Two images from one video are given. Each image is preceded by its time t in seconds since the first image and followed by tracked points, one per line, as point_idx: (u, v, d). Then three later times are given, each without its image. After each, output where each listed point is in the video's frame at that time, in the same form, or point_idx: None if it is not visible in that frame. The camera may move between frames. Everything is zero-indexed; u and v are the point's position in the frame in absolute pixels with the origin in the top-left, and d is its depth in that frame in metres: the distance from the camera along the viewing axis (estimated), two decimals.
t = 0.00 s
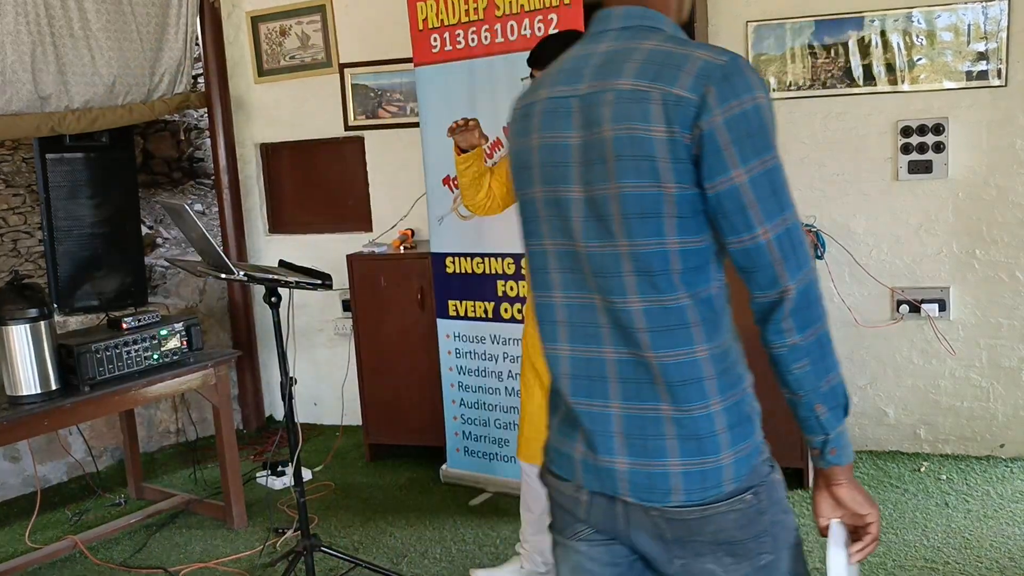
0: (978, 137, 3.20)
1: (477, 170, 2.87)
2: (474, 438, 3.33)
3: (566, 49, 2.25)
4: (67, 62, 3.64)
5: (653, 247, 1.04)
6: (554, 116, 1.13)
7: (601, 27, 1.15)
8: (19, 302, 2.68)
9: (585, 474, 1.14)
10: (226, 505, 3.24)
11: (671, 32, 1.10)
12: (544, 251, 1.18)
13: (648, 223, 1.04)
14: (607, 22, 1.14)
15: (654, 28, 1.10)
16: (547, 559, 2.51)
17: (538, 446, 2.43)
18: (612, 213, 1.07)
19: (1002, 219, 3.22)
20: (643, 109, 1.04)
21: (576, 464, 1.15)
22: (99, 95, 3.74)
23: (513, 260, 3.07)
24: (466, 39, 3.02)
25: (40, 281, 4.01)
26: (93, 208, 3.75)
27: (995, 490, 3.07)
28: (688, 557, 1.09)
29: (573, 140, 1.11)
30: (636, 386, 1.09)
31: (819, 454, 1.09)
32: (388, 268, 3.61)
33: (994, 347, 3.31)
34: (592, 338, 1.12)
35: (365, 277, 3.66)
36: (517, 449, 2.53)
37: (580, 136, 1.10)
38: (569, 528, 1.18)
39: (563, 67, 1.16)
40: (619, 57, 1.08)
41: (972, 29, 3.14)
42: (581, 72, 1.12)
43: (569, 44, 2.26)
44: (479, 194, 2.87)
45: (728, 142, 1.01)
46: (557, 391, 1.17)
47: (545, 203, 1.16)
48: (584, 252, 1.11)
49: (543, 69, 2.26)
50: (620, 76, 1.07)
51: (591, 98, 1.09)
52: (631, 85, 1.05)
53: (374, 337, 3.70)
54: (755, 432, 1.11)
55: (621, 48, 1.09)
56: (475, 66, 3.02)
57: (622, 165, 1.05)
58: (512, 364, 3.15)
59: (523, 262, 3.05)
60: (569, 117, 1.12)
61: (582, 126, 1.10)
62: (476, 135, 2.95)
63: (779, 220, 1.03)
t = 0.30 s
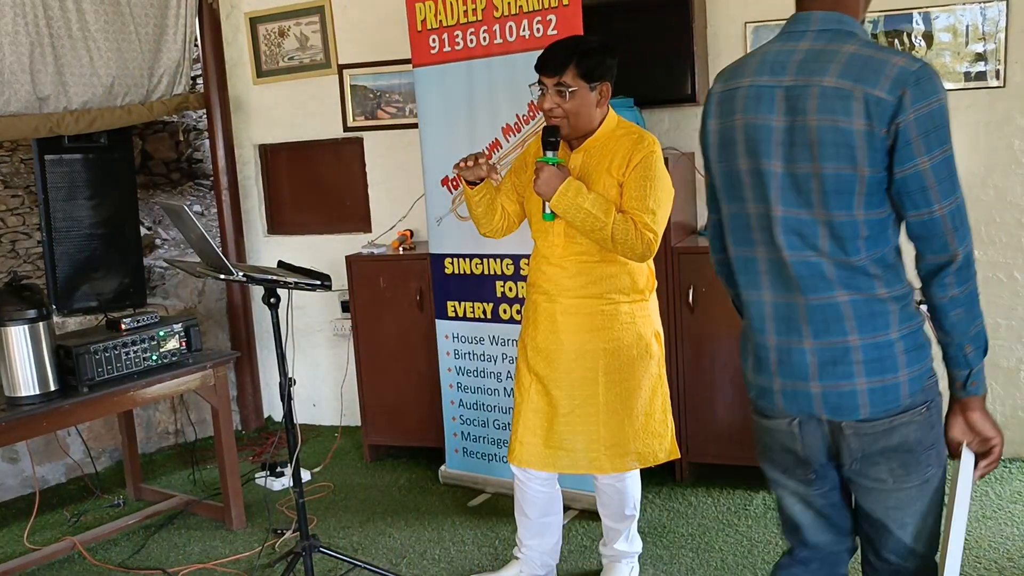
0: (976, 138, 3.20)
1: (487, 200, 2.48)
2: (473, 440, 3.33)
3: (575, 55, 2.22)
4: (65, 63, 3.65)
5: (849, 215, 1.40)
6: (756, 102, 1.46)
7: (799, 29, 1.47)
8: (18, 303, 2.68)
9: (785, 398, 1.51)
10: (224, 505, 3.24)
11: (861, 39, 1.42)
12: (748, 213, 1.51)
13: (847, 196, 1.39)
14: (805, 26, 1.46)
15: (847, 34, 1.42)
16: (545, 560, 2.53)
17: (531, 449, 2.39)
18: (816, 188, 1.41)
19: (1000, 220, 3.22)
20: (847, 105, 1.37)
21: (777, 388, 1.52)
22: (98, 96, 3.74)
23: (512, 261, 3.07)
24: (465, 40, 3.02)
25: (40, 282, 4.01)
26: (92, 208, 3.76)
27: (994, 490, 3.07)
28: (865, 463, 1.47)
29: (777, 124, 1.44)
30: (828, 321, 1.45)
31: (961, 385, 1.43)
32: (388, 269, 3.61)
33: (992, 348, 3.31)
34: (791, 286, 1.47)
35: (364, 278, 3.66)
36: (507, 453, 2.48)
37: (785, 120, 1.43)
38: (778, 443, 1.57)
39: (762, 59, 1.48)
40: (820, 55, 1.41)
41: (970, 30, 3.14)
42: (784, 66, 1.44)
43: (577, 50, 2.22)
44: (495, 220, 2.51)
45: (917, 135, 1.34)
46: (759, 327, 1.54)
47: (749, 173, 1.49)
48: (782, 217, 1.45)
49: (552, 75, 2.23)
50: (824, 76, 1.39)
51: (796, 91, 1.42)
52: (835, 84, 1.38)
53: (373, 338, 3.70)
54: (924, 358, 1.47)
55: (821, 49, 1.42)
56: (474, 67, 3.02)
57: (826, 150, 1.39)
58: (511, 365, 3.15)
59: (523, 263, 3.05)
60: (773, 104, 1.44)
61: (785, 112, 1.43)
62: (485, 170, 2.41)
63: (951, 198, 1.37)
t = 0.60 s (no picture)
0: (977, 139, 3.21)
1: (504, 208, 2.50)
2: (474, 439, 3.33)
3: (573, 56, 2.22)
4: (66, 63, 3.65)
5: (963, 198, 1.58)
6: (876, 108, 1.64)
7: (906, 44, 1.64)
8: (18, 302, 2.68)
9: (886, 367, 1.68)
10: (224, 505, 3.24)
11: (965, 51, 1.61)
12: (863, 205, 1.68)
13: (963, 180, 1.57)
14: (913, 40, 1.63)
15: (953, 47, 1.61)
16: (545, 561, 2.52)
17: (530, 450, 2.40)
18: (934, 175, 1.59)
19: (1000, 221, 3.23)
20: (967, 102, 1.56)
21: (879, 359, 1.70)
22: (98, 96, 3.74)
23: (512, 261, 3.07)
24: (465, 40, 3.02)
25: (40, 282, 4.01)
26: (93, 208, 3.77)
27: (995, 490, 3.07)
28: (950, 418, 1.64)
29: (898, 125, 1.62)
30: (928, 296, 1.62)
31: None
32: (389, 268, 3.61)
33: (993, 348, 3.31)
34: (901, 267, 1.65)
35: (365, 278, 3.66)
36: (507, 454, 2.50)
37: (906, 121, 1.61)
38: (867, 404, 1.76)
39: (878, 70, 1.65)
40: (935, 64, 1.59)
41: (970, 31, 3.15)
42: (902, 77, 1.62)
43: (578, 51, 2.23)
44: (513, 228, 2.52)
45: None
46: (865, 304, 1.71)
47: (869, 168, 1.66)
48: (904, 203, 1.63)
49: (551, 75, 2.25)
50: (942, 80, 1.58)
51: (915, 97, 1.60)
52: (954, 85, 1.57)
53: (373, 338, 3.70)
54: (1007, 329, 1.64)
55: (934, 60, 1.60)
56: (474, 67, 3.03)
57: (945, 143, 1.57)
58: (511, 365, 3.15)
59: (523, 263, 3.06)
60: (893, 108, 1.63)
61: (905, 114, 1.62)
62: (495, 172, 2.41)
63: None
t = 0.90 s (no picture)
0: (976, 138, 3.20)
1: (508, 199, 2.50)
2: (473, 439, 3.33)
3: (568, 52, 2.22)
4: (65, 63, 3.64)
5: (1012, 165, 1.86)
6: (934, 91, 1.95)
7: (958, 34, 1.94)
8: (17, 303, 2.68)
9: (947, 311, 1.99)
10: (223, 505, 3.24)
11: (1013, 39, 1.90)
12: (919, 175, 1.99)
13: (1011, 149, 1.86)
14: (965, 30, 1.93)
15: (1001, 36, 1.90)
16: (545, 560, 2.52)
17: (532, 447, 2.43)
18: (984, 147, 1.89)
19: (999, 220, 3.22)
20: (1012, 82, 1.84)
21: (941, 305, 2.00)
22: (97, 96, 3.73)
23: (510, 261, 3.07)
24: (463, 40, 3.02)
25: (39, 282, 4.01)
26: (91, 208, 3.77)
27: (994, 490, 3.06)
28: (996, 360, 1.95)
29: (952, 105, 1.92)
30: (985, 250, 1.93)
31: None
32: (388, 269, 3.61)
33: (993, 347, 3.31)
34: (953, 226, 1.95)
35: (364, 278, 3.66)
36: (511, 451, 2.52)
37: (960, 102, 1.91)
38: (927, 347, 2.05)
39: (934, 58, 1.96)
40: (983, 52, 1.89)
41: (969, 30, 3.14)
42: (955, 62, 1.92)
43: (576, 48, 2.22)
44: (517, 220, 2.51)
45: None
46: (923, 259, 2.02)
47: (926, 144, 1.96)
48: (956, 172, 1.93)
49: (546, 72, 2.26)
50: (991, 64, 1.87)
51: (968, 80, 1.90)
52: (1000, 69, 1.86)
53: (372, 338, 3.70)
54: None
55: (982, 48, 1.89)
56: (472, 67, 3.02)
57: (993, 119, 1.87)
58: (510, 365, 3.15)
59: (522, 263, 3.05)
60: (948, 92, 1.93)
61: (959, 96, 1.91)
62: (499, 161, 2.41)
63: None
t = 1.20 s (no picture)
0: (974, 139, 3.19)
1: (515, 209, 2.51)
2: (472, 440, 3.33)
3: (561, 53, 2.22)
4: (63, 63, 3.62)
5: None
6: (994, 103, 2.10)
7: None
8: (15, 304, 2.68)
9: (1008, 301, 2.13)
10: (221, 506, 3.24)
11: None
12: (981, 178, 2.15)
13: None
14: None
15: None
16: (545, 560, 2.52)
17: (535, 446, 2.43)
18: None
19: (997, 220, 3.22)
20: None
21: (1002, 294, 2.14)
22: (95, 97, 3.72)
23: (509, 261, 3.07)
24: (461, 40, 3.02)
25: (37, 283, 4.00)
26: (89, 209, 3.77)
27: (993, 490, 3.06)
28: None
29: (1011, 117, 2.08)
30: None
31: None
32: (386, 269, 3.61)
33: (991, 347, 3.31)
34: (1015, 224, 2.11)
35: (363, 278, 3.66)
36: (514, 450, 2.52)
37: (1017, 115, 2.06)
38: (989, 333, 2.18)
39: (998, 74, 2.11)
40: None
41: (967, 30, 3.14)
42: (1016, 78, 2.08)
43: (575, 48, 2.21)
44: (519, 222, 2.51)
45: None
46: (989, 251, 2.17)
47: (986, 150, 2.12)
48: (1016, 177, 2.09)
49: (541, 73, 2.26)
50: None
51: None
52: None
53: (370, 339, 3.70)
54: None
55: None
56: (470, 67, 3.02)
57: None
58: (509, 366, 3.15)
59: (521, 263, 3.05)
60: (1007, 105, 2.08)
61: (1016, 109, 2.07)
62: (498, 180, 2.40)
63: None
